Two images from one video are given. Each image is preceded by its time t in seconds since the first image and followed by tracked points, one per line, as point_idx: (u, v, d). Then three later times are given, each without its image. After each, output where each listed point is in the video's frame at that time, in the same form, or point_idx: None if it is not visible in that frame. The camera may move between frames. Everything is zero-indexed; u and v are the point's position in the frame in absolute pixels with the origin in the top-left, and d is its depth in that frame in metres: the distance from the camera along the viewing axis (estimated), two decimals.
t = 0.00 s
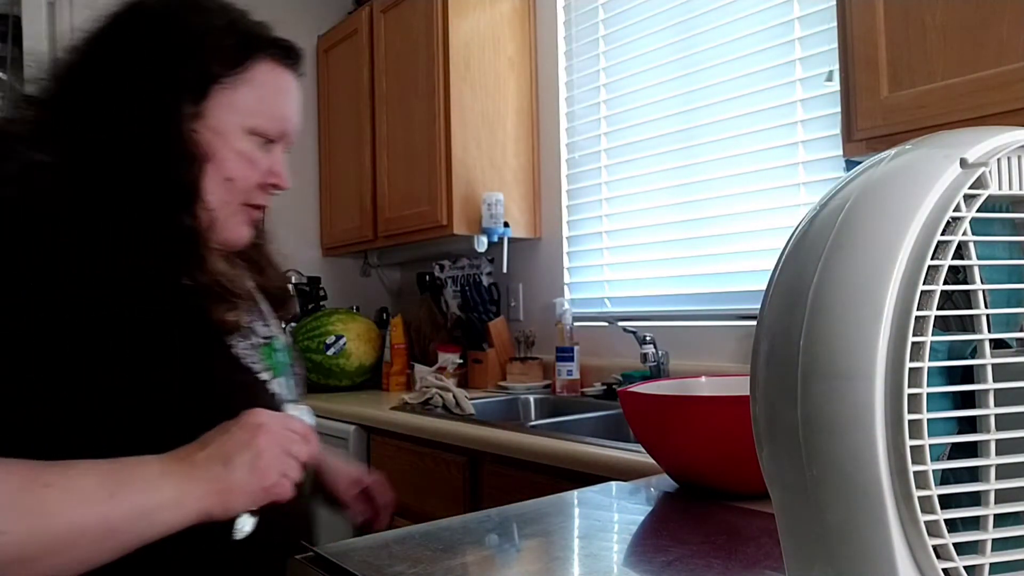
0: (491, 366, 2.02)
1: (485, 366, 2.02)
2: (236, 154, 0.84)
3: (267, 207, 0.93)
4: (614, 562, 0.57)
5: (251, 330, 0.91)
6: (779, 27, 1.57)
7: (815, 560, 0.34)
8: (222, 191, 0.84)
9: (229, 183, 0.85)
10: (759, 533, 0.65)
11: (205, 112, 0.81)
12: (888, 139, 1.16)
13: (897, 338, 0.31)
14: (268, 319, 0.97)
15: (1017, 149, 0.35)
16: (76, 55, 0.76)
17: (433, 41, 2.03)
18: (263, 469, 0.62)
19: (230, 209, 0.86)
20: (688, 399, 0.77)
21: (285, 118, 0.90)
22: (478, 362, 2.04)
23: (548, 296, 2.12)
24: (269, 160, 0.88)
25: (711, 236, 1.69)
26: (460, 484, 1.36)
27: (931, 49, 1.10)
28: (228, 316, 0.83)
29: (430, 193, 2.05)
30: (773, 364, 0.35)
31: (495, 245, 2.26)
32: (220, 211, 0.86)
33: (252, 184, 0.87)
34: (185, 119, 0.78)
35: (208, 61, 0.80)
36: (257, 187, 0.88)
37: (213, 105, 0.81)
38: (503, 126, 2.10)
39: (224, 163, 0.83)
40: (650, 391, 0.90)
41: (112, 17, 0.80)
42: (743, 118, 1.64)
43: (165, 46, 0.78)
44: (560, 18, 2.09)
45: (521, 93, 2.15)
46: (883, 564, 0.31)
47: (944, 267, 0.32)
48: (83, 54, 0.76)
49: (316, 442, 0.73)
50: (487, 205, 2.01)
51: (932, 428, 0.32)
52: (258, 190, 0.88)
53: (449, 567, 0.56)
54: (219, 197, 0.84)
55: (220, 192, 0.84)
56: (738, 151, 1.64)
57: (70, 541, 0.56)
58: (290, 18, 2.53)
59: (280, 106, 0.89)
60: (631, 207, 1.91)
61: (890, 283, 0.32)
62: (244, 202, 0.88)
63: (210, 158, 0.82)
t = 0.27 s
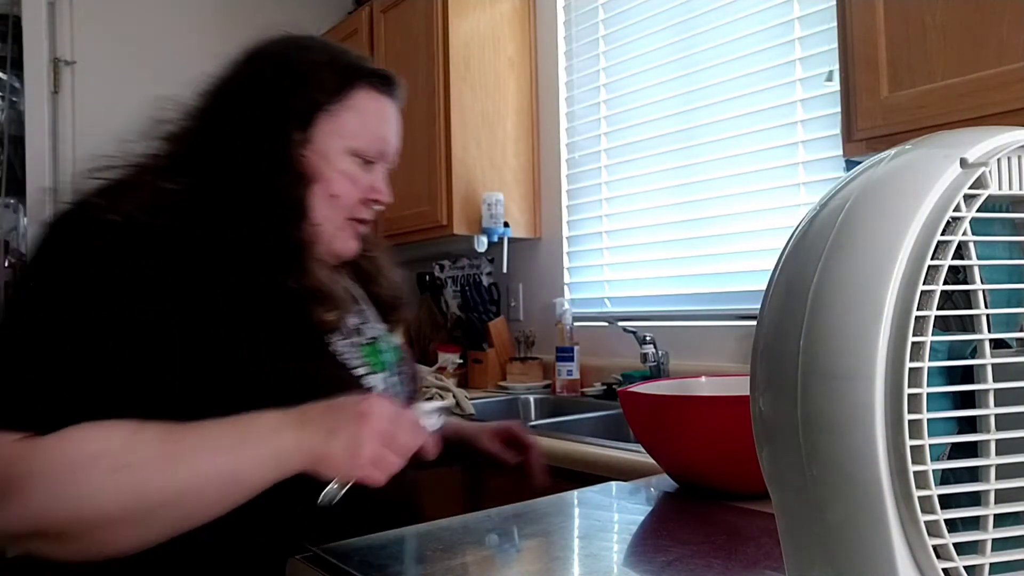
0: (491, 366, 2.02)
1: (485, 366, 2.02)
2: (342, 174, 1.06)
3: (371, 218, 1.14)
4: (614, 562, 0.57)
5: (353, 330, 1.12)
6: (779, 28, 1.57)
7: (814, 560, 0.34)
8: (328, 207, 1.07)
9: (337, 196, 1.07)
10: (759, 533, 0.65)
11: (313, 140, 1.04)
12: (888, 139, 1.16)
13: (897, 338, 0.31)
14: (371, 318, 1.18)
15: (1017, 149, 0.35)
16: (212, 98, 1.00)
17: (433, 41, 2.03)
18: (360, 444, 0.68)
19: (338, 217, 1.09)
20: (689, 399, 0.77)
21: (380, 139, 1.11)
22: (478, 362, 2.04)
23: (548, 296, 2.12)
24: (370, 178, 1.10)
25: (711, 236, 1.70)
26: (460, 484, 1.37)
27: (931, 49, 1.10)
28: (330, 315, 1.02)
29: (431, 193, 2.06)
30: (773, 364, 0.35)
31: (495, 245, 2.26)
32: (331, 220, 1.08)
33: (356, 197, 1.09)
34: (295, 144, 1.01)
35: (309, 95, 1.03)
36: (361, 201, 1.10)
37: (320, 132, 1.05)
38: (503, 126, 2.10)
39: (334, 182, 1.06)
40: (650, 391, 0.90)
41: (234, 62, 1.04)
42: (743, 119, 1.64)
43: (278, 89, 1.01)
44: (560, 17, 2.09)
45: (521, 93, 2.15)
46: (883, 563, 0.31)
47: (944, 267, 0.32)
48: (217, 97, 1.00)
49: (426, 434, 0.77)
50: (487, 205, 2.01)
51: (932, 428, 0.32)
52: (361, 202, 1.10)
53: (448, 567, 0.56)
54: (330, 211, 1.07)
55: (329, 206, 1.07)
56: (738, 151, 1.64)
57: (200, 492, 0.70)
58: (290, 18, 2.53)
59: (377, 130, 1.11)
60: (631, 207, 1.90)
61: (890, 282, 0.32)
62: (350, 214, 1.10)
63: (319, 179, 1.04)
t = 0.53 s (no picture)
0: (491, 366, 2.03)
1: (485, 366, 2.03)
2: (380, 167, 1.06)
3: (422, 215, 1.09)
4: (614, 562, 0.57)
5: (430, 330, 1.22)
6: (778, 27, 1.57)
7: (814, 559, 0.34)
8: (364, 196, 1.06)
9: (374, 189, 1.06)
10: (760, 533, 0.65)
11: (358, 137, 1.07)
12: (887, 139, 1.16)
13: (897, 338, 0.31)
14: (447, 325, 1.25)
15: (1017, 149, 0.35)
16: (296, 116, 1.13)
17: (433, 41, 2.03)
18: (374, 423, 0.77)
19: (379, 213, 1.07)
20: (691, 401, 0.76)
21: (423, 130, 1.06)
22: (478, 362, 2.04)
23: (548, 296, 2.12)
24: (410, 171, 1.07)
25: (710, 236, 1.70)
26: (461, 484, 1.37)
27: (930, 49, 1.10)
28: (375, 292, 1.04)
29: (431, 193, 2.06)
30: (773, 365, 0.35)
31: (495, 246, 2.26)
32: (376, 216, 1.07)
33: (394, 189, 1.06)
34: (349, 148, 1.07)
35: (358, 96, 1.09)
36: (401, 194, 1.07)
37: (365, 129, 1.07)
38: (503, 126, 2.10)
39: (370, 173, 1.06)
40: (649, 391, 0.90)
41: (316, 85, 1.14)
42: (742, 119, 1.64)
43: (336, 99, 1.11)
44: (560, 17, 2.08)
45: (521, 93, 2.15)
46: (883, 563, 0.31)
47: (944, 267, 0.32)
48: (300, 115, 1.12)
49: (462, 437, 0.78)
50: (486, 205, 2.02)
51: (932, 428, 0.32)
52: (401, 196, 1.07)
53: (446, 567, 0.56)
54: (370, 203, 1.07)
55: (368, 198, 1.07)
56: (738, 152, 1.64)
57: (286, 445, 0.84)
58: (290, 18, 2.54)
59: (422, 123, 1.06)
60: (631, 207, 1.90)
61: (890, 282, 0.32)
62: (391, 207, 1.07)
63: (357, 171, 1.06)
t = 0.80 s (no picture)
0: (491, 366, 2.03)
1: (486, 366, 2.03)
2: (378, 166, 0.99)
3: (423, 222, 1.01)
4: (614, 562, 0.57)
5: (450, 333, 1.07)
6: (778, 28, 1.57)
7: (815, 560, 0.34)
8: (360, 199, 1.00)
9: (369, 194, 0.99)
10: (760, 533, 0.65)
11: (361, 140, 1.03)
12: (889, 139, 1.16)
13: (897, 338, 0.31)
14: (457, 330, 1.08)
15: (1018, 149, 0.35)
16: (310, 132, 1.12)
17: (433, 42, 2.03)
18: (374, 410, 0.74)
19: (374, 219, 1.00)
20: (687, 399, 0.76)
21: (425, 130, 0.99)
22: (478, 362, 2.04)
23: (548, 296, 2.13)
24: (410, 173, 0.99)
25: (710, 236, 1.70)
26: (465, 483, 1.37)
27: (931, 49, 1.10)
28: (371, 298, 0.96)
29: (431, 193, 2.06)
30: (773, 364, 0.35)
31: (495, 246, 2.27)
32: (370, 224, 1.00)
33: (392, 190, 0.99)
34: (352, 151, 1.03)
35: (366, 99, 1.06)
36: (396, 198, 0.99)
37: (369, 130, 1.02)
38: (503, 126, 2.10)
39: (367, 175, 0.99)
40: (648, 391, 0.89)
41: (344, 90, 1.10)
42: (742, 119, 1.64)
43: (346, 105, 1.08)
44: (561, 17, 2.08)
45: (521, 93, 2.15)
46: (883, 564, 0.31)
47: (944, 267, 0.32)
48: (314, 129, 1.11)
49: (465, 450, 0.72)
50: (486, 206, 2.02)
51: (932, 428, 0.32)
52: (398, 198, 0.99)
53: (446, 567, 0.56)
54: (367, 205, 1.00)
55: (364, 198, 1.00)
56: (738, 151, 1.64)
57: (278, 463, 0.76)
58: (290, 18, 2.54)
59: (425, 123, 1.00)
60: (632, 207, 1.91)
61: (890, 282, 0.32)
62: (388, 211, 1.00)
63: (356, 172, 1.01)
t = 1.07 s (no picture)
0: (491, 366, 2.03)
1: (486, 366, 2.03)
2: (417, 182, 0.94)
3: (460, 227, 1.00)
4: (614, 562, 0.57)
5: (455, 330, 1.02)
6: (778, 27, 1.57)
7: (815, 560, 0.34)
8: (401, 214, 0.96)
9: (409, 209, 0.95)
10: (760, 533, 0.65)
11: (387, 146, 0.95)
12: (889, 139, 1.16)
13: (897, 338, 0.31)
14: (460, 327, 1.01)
15: (1018, 149, 0.35)
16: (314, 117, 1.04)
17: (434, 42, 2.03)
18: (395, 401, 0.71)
19: (415, 232, 0.97)
20: (687, 399, 0.76)
21: (466, 145, 0.95)
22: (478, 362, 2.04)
23: (548, 296, 2.13)
24: (450, 186, 0.96)
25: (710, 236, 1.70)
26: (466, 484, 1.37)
27: (931, 49, 1.10)
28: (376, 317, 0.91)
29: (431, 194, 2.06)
30: (773, 364, 0.35)
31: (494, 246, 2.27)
32: (411, 237, 0.97)
33: (433, 206, 0.96)
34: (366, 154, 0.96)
35: (388, 94, 0.96)
36: (439, 211, 0.96)
37: (390, 134, 0.95)
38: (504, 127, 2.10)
39: (407, 190, 0.94)
40: (648, 391, 0.89)
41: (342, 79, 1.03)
42: (742, 119, 1.64)
43: (360, 95, 0.98)
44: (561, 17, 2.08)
45: (521, 93, 2.15)
46: (883, 564, 0.31)
47: (944, 267, 0.32)
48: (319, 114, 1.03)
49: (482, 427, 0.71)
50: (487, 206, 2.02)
51: (932, 428, 0.32)
52: (439, 213, 0.96)
53: (446, 568, 0.56)
54: (405, 220, 0.96)
55: (403, 215, 0.96)
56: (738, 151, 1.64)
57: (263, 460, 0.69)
58: (290, 18, 2.54)
59: (464, 135, 0.95)
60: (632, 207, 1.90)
61: (890, 282, 0.32)
62: (428, 225, 0.97)
63: (391, 186, 0.95)
